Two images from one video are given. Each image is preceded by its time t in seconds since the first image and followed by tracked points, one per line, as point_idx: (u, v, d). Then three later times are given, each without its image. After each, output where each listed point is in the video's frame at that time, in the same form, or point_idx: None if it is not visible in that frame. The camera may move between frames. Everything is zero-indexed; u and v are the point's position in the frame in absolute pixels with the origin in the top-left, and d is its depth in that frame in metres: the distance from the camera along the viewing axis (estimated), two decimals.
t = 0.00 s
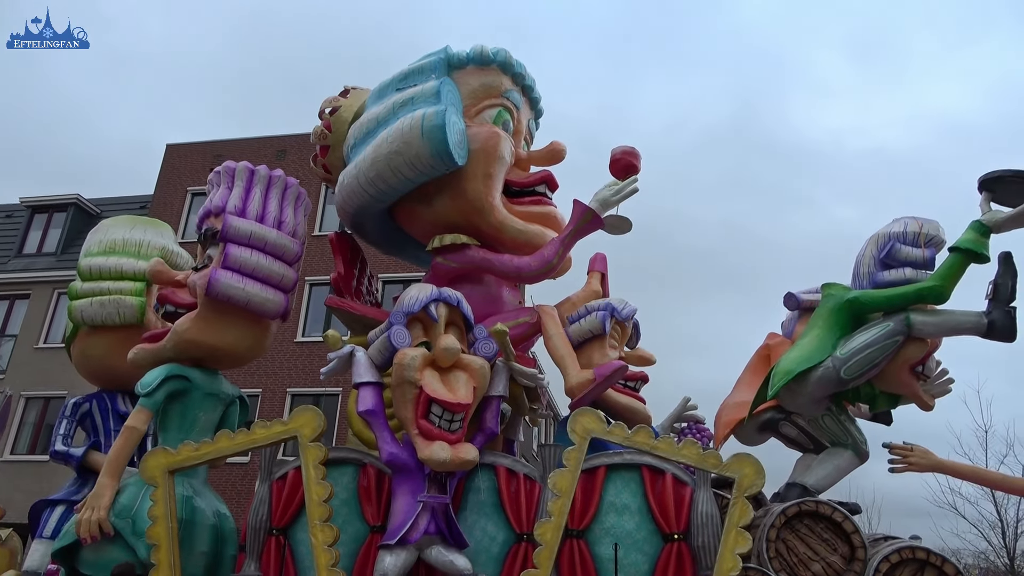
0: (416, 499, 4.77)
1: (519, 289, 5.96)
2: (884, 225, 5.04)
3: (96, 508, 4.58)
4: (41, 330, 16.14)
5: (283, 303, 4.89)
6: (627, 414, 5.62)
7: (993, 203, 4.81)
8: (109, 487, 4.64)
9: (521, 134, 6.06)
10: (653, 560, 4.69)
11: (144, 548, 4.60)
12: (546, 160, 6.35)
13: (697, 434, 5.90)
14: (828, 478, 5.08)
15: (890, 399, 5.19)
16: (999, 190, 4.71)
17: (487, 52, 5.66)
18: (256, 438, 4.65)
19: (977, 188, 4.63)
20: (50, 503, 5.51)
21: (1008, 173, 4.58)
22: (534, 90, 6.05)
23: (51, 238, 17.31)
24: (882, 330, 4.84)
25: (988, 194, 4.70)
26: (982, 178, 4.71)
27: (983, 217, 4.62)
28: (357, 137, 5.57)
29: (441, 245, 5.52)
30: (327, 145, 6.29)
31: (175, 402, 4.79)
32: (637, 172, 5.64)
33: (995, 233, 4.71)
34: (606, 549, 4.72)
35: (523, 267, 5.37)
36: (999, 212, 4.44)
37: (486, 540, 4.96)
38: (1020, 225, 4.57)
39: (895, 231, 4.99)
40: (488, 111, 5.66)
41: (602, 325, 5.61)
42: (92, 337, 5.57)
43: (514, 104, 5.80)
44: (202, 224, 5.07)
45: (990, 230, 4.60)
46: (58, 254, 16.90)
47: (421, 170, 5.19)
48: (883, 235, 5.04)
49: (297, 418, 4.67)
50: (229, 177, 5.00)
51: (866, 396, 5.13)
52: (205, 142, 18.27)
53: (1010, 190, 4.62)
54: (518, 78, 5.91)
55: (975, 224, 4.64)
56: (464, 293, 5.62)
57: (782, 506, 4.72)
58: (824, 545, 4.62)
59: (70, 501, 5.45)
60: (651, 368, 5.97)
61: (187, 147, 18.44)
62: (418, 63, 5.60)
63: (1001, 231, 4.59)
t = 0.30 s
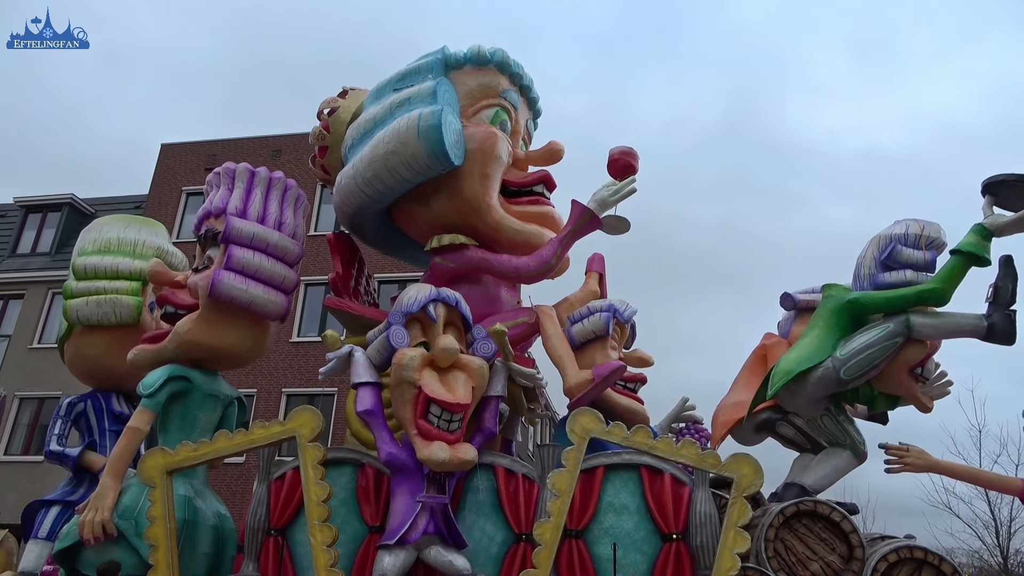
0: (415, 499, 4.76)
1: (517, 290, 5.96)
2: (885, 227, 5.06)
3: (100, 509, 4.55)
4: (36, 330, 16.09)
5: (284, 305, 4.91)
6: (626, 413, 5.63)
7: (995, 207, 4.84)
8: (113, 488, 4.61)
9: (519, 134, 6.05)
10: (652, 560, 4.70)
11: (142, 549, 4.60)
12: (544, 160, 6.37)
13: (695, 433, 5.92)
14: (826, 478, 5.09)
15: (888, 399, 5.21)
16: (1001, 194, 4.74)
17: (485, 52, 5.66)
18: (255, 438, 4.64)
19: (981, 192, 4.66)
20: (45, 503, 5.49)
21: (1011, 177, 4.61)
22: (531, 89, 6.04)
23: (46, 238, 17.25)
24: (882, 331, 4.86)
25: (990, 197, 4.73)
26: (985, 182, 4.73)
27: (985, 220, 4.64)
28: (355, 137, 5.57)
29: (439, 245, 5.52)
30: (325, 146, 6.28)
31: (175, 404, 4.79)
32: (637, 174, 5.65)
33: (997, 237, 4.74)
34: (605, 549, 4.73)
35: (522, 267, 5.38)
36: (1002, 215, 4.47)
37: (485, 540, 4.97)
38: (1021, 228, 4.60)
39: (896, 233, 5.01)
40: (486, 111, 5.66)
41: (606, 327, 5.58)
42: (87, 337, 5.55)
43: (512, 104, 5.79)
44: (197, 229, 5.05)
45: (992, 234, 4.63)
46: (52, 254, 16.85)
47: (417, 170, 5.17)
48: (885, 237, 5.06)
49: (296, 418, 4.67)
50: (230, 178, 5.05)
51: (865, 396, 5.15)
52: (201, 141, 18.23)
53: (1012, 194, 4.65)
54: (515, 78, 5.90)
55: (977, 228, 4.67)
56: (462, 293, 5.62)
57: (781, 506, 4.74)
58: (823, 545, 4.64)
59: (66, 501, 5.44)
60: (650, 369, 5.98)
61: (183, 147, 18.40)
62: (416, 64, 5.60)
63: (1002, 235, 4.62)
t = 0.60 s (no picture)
0: (415, 499, 4.76)
1: (516, 290, 5.97)
2: (884, 228, 5.07)
3: (105, 510, 4.55)
4: (29, 330, 16.01)
5: (287, 307, 4.93)
6: (624, 414, 5.64)
7: (993, 208, 4.86)
8: (117, 489, 4.61)
9: (517, 135, 5.99)
10: (651, 560, 4.70)
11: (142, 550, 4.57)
12: (541, 160, 6.37)
13: (693, 433, 5.93)
14: (824, 477, 5.11)
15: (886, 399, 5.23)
16: (999, 195, 4.76)
17: (481, 52, 5.64)
18: (253, 439, 4.63)
19: (979, 193, 4.68)
20: (39, 504, 5.47)
21: (1009, 178, 4.63)
22: (528, 89, 6.03)
23: (39, 238, 17.17)
24: (880, 331, 4.88)
25: (989, 198, 4.76)
26: (983, 183, 4.76)
27: (983, 221, 4.66)
28: (351, 138, 5.54)
29: (437, 245, 5.51)
30: (323, 147, 6.26)
31: (176, 404, 4.77)
32: (635, 174, 5.66)
33: (994, 238, 4.76)
34: (604, 549, 4.73)
35: (521, 267, 5.38)
36: (1000, 216, 4.49)
37: (484, 540, 4.97)
38: (1019, 230, 4.63)
39: (895, 233, 5.03)
40: (483, 111, 5.64)
41: (609, 327, 5.60)
42: (82, 336, 5.51)
43: (509, 104, 5.78)
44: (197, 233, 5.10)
45: (990, 235, 4.65)
46: (46, 254, 16.78)
47: (414, 170, 5.14)
48: (883, 237, 5.08)
49: (295, 418, 4.66)
50: (233, 180, 5.08)
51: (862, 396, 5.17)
52: (195, 141, 18.18)
53: (1010, 195, 4.68)
54: (512, 78, 5.89)
55: (976, 229, 4.70)
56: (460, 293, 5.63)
57: (780, 505, 4.76)
58: (822, 544, 4.65)
59: (61, 501, 5.42)
60: (648, 370, 5.99)
61: (177, 146, 18.34)
62: (412, 64, 5.57)
63: (1000, 235, 4.65)
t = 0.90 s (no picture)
0: (415, 499, 4.76)
1: (515, 290, 5.97)
2: (879, 227, 5.08)
3: (110, 511, 4.52)
4: (23, 330, 15.95)
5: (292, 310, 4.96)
6: (623, 413, 5.65)
7: (987, 207, 4.88)
8: (122, 489, 4.57)
9: (516, 134, 6.00)
10: (651, 560, 4.71)
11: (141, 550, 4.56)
12: (541, 160, 6.37)
13: (693, 432, 5.95)
14: (822, 477, 5.12)
15: (883, 399, 5.25)
16: (993, 193, 4.78)
17: (481, 52, 5.63)
18: (253, 439, 4.62)
19: (973, 191, 4.70)
20: (35, 504, 5.43)
21: (1003, 177, 4.65)
22: (528, 89, 6.02)
23: (33, 237, 17.11)
24: (877, 331, 4.90)
25: (983, 197, 4.77)
26: (978, 182, 4.78)
27: (977, 220, 4.67)
28: (350, 138, 5.52)
29: (437, 245, 5.51)
30: (322, 146, 6.25)
31: (179, 404, 4.75)
32: (633, 173, 5.66)
33: (989, 236, 4.77)
34: (604, 549, 4.74)
35: (520, 267, 5.38)
36: (994, 214, 4.50)
37: (485, 540, 4.96)
38: (1013, 228, 4.64)
39: (890, 233, 5.04)
40: (482, 111, 5.63)
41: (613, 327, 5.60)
42: (81, 334, 5.48)
43: (508, 104, 5.76)
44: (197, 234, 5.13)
45: (984, 233, 4.67)
46: (40, 253, 16.74)
47: (414, 170, 5.12)
48: (878, 237, 5.09)
49: (294, 418, 4.65)
50: (238, 182, 5.10)
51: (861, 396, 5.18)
52: (190, 140, 18.15)
53: (1004, 194, 4.70)
54: (511, 78, 5.89)
55: (970, 227, 4.71)
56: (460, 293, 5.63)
57: (780, 505, 4.77)
58: (822, 544, 4.67)
59: (59, 501, 5.40)
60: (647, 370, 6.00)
61: (173, 146, 18.30)
62: (411, 64, 5.56)
63: (995, 234, 4.66)
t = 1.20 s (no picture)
0: (416, 499, 4.75)
1: (516, 289, 5.97)
2: (877, 226, 5.10)
3: (117, 511, 4.49)
4: (16, 330, 15.88)
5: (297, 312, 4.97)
6: (623, 412, 5.66)
7: (984, 206, 4.91)
8: (129, 489, 4.55)
9: (516, 134, 5.99)
10: (652, 560, 4.71)
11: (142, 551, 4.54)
12: (540, 160, 6.37)
13: (693, 432, 5.96)
14: (822, 476, 5.14)
15: (882, 398, 5.27)
16: (990, 193, 4.81)
17: (481, 51, 5.61)
18: (254, 439, 4.60)
19: (970, 191, 4.72)
20: (32, 504, 5.40)
21: (1000, 176, 4.68)
22: (527, 88, 6.01)
23: (27, 237, 17.04)
24: (876, 330, 4.92)
25: (980, 196, 4.79)
26: (975, 181, 4.80)
27: (975, 219, 4.69)
28: (350, 137, 5.50)
29: (437, 244, 5.50)
30: (322, 146, 6.23)
31: (184, 405, 4.74)
32: (632, 173, 5.67)
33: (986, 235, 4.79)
34: (605, 548, 4.74)
35: (520, 266, 5.38)
36: (991, 213, 4.52)
37: (486, 539, 4.96)
38: (1010, 226, 4.66)
39: (888, 232, 5.06)
40: (482, 111, 5.62)
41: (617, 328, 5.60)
42: (80, 333, 5.44)
43: (508, 104, 5.76)
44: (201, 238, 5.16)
45: (982, 232, 4.69)
46: (34, 253, 16.68)
47: (415, 170, 5.11)
48: (876, 236, 5.11)
49: (295, 418, 4.63)
50: (245, 184, 5.14)
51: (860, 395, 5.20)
52: (184, 140, 18.11)
53: (1001, 193, 4.72)
54: (511, 78, 5.87)
55: (968, 226, 4.73)
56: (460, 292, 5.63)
57: (781, 504, 4.78)
58: (823, 543, 4.68)
59: (56, 501, 5.38)
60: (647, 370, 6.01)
61: (167, 145, 18.24)
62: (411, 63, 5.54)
63: (992, 232, 4.68)
